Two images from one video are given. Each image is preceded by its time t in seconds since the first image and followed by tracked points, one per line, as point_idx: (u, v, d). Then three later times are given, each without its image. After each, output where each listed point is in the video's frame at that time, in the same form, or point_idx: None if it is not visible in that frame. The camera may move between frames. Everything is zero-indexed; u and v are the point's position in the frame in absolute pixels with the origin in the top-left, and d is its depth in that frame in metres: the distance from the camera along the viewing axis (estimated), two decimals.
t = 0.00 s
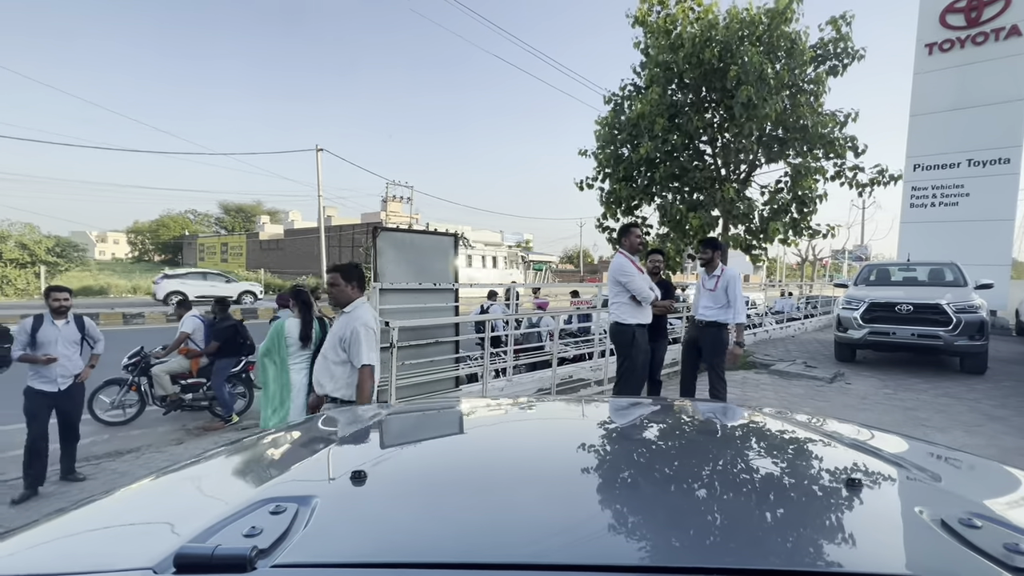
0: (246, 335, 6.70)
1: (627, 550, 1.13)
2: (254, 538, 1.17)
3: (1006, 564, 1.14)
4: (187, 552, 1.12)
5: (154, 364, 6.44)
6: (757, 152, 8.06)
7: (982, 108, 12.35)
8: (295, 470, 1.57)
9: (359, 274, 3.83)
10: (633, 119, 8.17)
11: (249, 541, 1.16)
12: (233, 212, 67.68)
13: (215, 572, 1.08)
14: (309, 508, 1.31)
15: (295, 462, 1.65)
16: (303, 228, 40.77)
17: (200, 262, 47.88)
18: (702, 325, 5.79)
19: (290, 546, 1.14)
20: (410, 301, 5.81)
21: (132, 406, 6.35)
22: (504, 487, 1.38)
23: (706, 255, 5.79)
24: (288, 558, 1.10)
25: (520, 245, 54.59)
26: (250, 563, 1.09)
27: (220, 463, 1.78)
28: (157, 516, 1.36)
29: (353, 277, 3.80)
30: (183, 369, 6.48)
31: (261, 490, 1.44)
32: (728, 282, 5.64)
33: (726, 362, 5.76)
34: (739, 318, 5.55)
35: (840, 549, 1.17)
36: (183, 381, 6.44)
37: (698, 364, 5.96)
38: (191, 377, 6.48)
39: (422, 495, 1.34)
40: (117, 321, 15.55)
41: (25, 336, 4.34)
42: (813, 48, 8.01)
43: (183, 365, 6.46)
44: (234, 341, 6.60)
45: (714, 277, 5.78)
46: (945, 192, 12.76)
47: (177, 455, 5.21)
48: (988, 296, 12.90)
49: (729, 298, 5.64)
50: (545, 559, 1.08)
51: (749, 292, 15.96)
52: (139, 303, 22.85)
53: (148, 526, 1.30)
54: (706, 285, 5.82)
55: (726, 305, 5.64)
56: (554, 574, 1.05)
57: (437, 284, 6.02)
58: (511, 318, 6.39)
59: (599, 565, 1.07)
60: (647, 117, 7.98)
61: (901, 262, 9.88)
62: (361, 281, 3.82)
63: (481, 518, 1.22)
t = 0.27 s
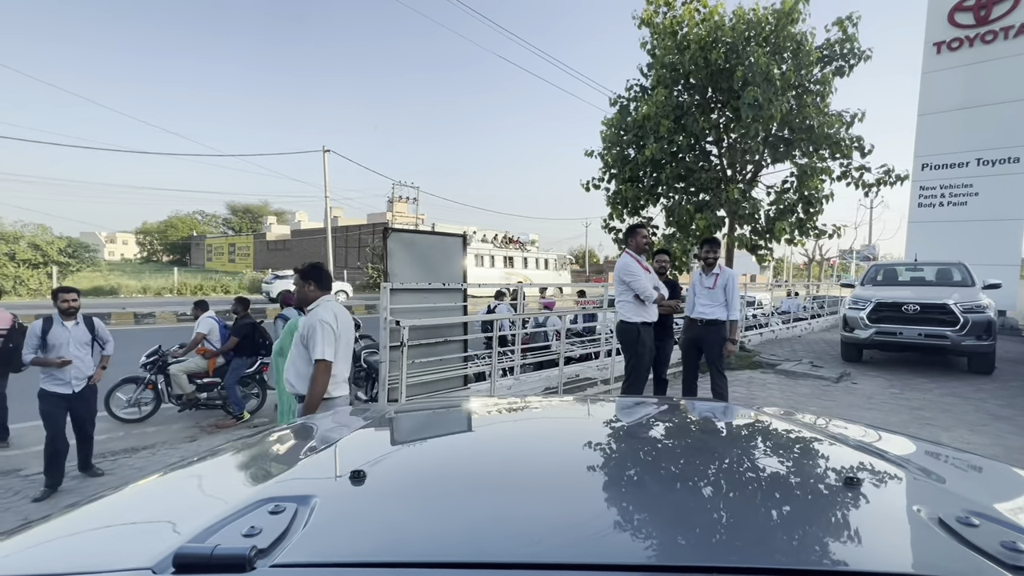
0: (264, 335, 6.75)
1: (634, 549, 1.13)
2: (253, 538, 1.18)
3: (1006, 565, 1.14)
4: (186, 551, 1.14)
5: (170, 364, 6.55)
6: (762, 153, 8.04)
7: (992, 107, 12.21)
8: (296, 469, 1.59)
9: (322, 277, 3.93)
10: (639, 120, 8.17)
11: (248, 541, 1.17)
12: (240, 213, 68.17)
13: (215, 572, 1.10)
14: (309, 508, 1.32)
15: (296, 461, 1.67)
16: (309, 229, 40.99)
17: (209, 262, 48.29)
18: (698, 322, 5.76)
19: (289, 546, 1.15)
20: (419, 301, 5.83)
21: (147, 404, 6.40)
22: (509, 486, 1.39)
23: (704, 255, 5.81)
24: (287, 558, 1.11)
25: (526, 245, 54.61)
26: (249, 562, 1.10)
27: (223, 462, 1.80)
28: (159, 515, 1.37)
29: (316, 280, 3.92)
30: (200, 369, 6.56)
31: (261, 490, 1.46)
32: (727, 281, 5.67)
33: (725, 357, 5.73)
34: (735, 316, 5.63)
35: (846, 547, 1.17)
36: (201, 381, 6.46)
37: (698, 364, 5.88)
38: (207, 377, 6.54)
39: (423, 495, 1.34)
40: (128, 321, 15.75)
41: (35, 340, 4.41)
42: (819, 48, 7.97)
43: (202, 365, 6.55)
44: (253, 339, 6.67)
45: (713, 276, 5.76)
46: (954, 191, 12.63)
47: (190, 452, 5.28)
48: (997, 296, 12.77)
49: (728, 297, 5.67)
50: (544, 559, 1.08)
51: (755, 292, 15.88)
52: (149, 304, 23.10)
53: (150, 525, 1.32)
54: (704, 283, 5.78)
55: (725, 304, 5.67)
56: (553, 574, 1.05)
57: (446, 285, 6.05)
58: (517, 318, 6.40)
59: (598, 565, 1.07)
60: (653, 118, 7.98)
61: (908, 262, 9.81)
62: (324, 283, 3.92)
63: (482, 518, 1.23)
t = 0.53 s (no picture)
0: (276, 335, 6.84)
1: (639, 549, 1.13)
2: (256, 537, 1.20)
3: (1011, 567, 1.14)
4: (190, 551, 1.15)
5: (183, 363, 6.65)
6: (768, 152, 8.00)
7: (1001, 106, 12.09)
8: (300, 468, 1.60)
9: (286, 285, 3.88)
10: (644, 120, 8.15)
11: (251, 540, 1.18)
12: (247, 213, 68.59)
13: (217, 570, 1.11)
14: (311, 507, 1.33)
15: (299, 460, 1.68)
16: (315, 229, 41.17)
17: (216, 262, 48.60)
18: (701, 322, 5.71)
19: (291, 545, 1.16)
20: (424, 302, 5.83)
21: (157, 403, 6.44)
22: (511, 486, 1.39)
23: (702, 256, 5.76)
24: (290, 557, 1.12)
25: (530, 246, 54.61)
26: (252, 561, 1.11)
27: (227, 460, 1.81)
28: (163, 513, 1.39)
29: (279, 289, 3.88)
30: (211, 368, 6.60)
31: (264, 489, 1.47)
32: (727, 280, 5.68)
33: (728, 355, 5.69)
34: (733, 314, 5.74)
35: (853, 549, 1.16)
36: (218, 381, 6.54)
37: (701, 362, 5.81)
38: (218, 377, 6.59)
39: (424, 496, 1.34)
40: (137, 320, 15.89)
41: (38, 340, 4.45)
42: (825, 48, 7.93)
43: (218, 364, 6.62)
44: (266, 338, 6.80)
45: (712, 275, 5.71)
46: (962, 190, 12.51)
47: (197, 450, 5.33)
48: (1006, 296, 12.64)
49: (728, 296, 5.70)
50: (542, 559, 1.09)
51: (762, 292, 15.80)
52: (158, 303, 23.31)
53: (154, 523, 1.34)
54: (704, 283, 5.73)
55: (725, 303, 5.69)
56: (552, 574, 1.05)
57: (452, 285, 6.05)
58: (523, 318, 6.40)
59: (595, 565, 1.07)
60: (658, 118, 7.96)
61: (916, 262, 9.73)
62: (288, 292, 3.88)
63: (482, 519, 1.23)
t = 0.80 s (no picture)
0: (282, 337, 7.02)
1: (643, 551, 1.13)
2: (260, 538, 1.20)
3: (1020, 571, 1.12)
4: (194, 551, 1.16)
5: (191, 363, 6.69)
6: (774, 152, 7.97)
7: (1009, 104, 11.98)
8: (304, 468, 1.61)
9: (254, 283, 3.86)
10: (649, 119, 8.13)
11: (255, 540, 1.19)
12: (252, 214, 68.87)
13: (221, 570, 1.11)
14: (315, 508, 1.33)
15: (303, 461, 1.69)
16: (320, 229, 41.31)
17: (222, 262, 48.86)
18: (705, 323, 5.67)
19: (295, 545, 1.16)
20: (428, 301, 5.86)
21: (163, 402, 6.47)
22: (514, 487, 1.39)
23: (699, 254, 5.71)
24: (294, 557, 1.12)
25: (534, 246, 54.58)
26: (256, 561, 1.12)
27: (231, 460, 1.82)
28: (168, 513, 1.40)
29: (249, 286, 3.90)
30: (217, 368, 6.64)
31: (268, 489, 1.47)
32: (727, 279, 5.70)
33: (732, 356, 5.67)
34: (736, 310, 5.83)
35: (862, 552, 1.16)
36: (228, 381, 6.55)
37: (705, 362, 5.77)
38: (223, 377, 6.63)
39: (426, 497, 1.35)
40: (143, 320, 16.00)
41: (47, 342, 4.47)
42: (831, 46, 7.89)
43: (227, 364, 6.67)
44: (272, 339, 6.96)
45: (712, 275, 5.70)
46: (970, 190, 12.46)
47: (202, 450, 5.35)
48: (1014, 296, 12.52)
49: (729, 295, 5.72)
50: (543, 560, 1.09)
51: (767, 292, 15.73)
52: (164, 303, 23.44)
53: (159, 522, 1.34)
54: (704, 283, 5.71)
55: (726, 302, 5.69)
56: None
57: (455, 285, 6.06)
58: (527, 318, 6.41)
59: (597, 567, 1.07)
60: (663, 117, 7.93)
61: (923, 261, 9.66)
62: (256, 290, 3.89)
63: (484, 520, 1.23)
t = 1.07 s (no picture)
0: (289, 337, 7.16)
1: (647, 551, 1.13)
2: (264, 537, 1.21)
3: None
4: (197, 550, 1.17)
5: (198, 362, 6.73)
6: (779, 152, 7.94)
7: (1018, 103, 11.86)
8: (308, 467, 1.62)
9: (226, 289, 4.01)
10: (654, 118, 8.12)
11: (258, 540, 1.20)
12: (257, 214, 68.53)
13: (225, 569, 1.12)
14: (318, 507, 1.34)
15: (307, 460, 1.70)
16: (325, 230, 41.45)
17: (227, 263, 49.13)
18: (709, 323, 5.65)
19: (297, 546, 1.17)
20: (434, 301, 5.88)
21: (171, 401, 6.51)
22: (517, 488, 1.40)
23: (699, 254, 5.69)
24: (297, 556, 1.13)
25: (538, 246, 54.55)
26: (259, 561, 1.12)
27: (237, 459, 1.84)
28: (173, 512, 1.41)
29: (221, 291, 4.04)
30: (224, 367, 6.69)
31: (272, 488, 1.48)
32: (730, 278, 5.70)
33: (737, 355, 5.65)
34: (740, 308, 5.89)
35: (868, 554, 1.15)
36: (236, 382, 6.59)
37: (709, 361, 5.76)
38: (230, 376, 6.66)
39: (428, 497, 1.35)
40: (151, 321, 16.12)
41: (66, 342, 4.49)
42: (837, 46, 7.87)
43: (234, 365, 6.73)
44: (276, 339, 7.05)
45: (715, 275, 5.70)
46: (977, 189, 12.33)
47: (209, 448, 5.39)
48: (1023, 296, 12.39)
49: (731, 295, 5.72)
50: (544, 560, 1.09)
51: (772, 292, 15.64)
52: (170, 303, 23.59)
53: (164, 521, 1.36)
54: (707, 283, 5.69)
55: (731, 301, 5.69)
56: None
57: (461, 285, 6.08)
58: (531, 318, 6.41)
59: (599, 567, 1.07)
60: (668, 117, 7.92)
61: (929, 261, 9.59)
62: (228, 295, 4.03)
63: (487, 520, 1.23)
